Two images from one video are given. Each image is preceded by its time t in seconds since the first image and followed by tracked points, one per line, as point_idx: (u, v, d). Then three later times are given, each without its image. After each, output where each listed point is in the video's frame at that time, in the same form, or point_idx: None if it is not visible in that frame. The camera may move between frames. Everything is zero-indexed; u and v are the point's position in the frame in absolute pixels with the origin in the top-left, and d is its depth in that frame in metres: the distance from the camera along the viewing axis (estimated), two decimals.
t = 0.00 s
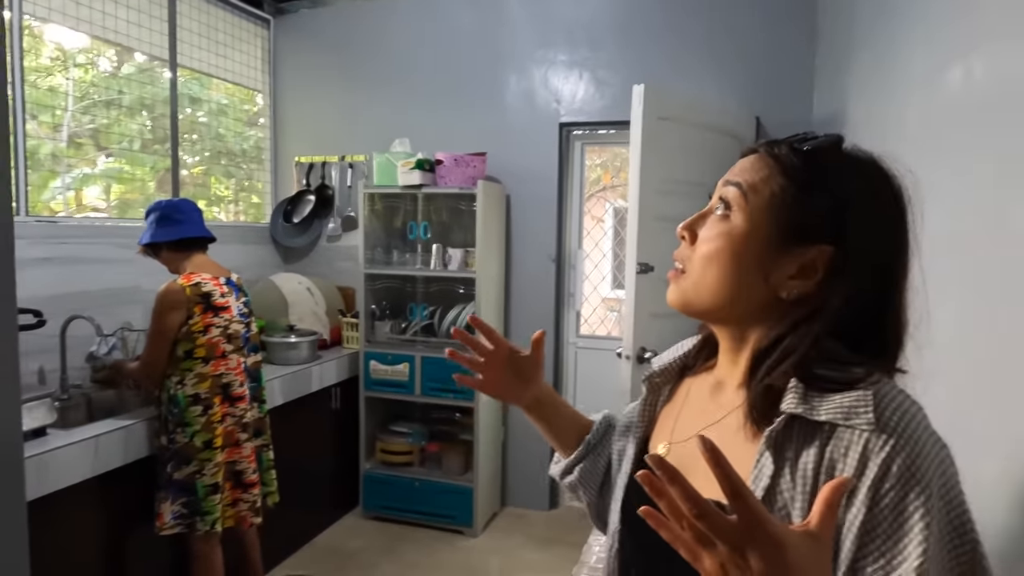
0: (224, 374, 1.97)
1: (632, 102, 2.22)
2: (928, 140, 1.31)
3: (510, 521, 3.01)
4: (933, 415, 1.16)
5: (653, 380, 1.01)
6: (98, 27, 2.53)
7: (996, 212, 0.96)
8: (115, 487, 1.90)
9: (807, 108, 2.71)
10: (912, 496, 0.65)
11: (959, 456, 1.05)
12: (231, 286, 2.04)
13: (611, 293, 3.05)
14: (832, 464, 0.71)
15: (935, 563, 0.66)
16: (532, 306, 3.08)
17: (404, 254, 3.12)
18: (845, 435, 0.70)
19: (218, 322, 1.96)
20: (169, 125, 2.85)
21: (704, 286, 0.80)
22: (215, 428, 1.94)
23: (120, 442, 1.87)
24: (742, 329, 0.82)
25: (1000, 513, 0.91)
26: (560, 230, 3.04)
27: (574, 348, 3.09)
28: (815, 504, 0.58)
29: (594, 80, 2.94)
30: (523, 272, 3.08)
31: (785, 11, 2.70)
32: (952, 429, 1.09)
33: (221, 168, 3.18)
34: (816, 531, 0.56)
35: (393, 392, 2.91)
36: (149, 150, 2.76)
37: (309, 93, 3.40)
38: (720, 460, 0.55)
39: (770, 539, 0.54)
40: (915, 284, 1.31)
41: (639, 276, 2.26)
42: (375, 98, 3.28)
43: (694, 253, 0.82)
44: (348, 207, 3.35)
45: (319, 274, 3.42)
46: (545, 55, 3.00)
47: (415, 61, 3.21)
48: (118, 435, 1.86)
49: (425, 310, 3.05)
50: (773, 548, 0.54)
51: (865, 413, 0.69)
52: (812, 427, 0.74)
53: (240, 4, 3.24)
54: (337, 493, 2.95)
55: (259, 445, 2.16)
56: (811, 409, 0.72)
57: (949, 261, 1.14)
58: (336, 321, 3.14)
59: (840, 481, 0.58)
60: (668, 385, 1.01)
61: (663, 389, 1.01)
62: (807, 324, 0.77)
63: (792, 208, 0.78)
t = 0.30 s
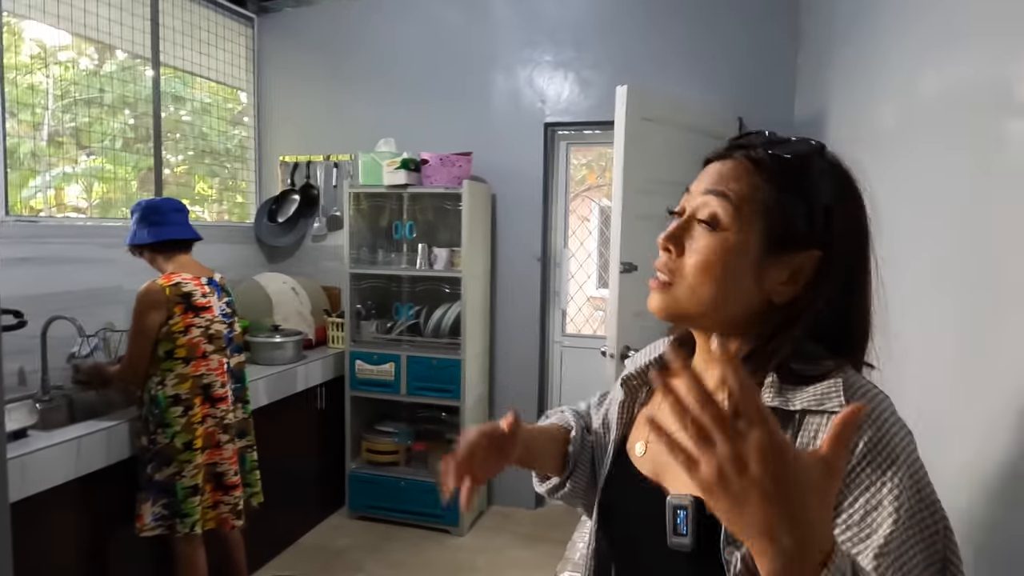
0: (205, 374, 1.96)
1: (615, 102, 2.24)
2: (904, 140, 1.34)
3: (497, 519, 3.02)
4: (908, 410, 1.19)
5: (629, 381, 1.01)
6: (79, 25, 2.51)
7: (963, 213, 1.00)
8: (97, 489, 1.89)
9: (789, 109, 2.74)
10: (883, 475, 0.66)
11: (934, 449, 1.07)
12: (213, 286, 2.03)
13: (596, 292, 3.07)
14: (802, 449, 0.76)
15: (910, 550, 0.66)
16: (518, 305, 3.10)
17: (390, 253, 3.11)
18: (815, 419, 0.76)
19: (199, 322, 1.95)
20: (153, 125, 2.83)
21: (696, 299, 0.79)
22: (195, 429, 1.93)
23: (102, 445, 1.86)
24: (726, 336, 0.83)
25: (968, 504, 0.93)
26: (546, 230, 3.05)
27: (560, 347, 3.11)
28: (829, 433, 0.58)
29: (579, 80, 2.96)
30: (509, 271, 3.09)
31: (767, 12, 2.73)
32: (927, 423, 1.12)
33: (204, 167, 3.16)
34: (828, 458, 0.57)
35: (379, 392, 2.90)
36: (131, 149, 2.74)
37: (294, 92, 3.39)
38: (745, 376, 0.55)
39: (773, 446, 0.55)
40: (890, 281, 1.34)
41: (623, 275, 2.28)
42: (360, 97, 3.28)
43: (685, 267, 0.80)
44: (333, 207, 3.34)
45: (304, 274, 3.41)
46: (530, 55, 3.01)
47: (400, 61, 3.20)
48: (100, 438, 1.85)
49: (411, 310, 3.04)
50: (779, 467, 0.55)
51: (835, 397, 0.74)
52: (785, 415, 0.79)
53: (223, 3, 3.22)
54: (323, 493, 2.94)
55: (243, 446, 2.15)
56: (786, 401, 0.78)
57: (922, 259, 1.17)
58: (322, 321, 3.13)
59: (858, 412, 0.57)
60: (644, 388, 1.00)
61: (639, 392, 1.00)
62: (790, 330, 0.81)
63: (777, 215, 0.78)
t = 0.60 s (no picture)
0: (185, 378, 1.93)
1: (603, 102, 2.24)
2: (890, 138, 1.33)
3: (486, 521, 3.00)
4: (897, 408, 1.18)
5: (626, 379, 0.98)
6: (61, 25, 2.47)
7: (950, 209, 0.99)
8: (78, 493, 1.86)
9: (777, 109, 2.74)
10: (884, 466, 0.66)
11: (922, 449, 1.07)
12: (194, 287, 2.00)
13: (585, 293, 3.06)
14: (801, 448, 0.72)
15: (917, 541, 0.64)
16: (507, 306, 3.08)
17: (378, 254, 3.09)
18: (812, 416, 0.73)
19: (179, 324, 1.92)
20: (137, 125, 2.80)
21: (729, 315, 0.76)
22: (175, 433, 1.90)
23: (84, 448, 1.83)
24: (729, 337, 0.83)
25: (957, 503, 0.93)
26: (535, 230, 3.04)
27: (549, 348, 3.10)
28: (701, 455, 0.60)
29: (567, 80, 2.95)
30: (498, 272, 3.08)
31: (754, 13, 2.74)
32: (914, 422, 1.11)
33: (191, 167, 3.12)
34: (707, 487, 0.57)
35: (366, 394, 2.88)
36: (116, 150, 2.70)
37: (280, 92, 3.36)
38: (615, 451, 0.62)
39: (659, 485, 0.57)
40: (877, 280, 1.34)
41: (611, 276, 2.27)
42: (347, 97, 3.26)
43: (701, 290, 0.75)
44: (321, 207, 3.32)
45: (292, 275, 3.38)
46: (518, 55, 3.00)
47: (387, 61, 3.18)
48: (81, 441, 1.82)
49: (399, 311, 3.01)
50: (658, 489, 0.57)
51: (834, 392, 0.72)
52: (782, 413, 0.77)
53: (208, 2, 3.19)
54: (310, 496, 2.92)
55: (226, 450, 2.12)
56: (782, 396, 0.76)
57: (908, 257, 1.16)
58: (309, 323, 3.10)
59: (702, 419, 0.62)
60: (637, 387, 0.97)
61: (635, 390, 0.97)
62: (780, 318, 0.84)
63: (752, 210, 0.81)
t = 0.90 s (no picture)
0: (170, 382, 1.92)
1: (593, 105, 2.25)
2: (875, 141, 1.35)
3: (478, 524, 3.00)
4: (883, 409, 1.19)
5: (597, 394, 0.99)
6: (48, 27, 2.45)
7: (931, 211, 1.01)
8: (65, 498, 1.84)
9: (765, 112, 2.76)
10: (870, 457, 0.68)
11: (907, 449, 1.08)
12: (181, 291, 1.99)
13: (577, 294, 3.06)
14: (793, 447, 0.74)
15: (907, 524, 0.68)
16: (497, 308, 3.09)
17: (368, 257, 3.09)
18: (801, 415, 0.74)
19: (164, 329, 1.92)
20: (125, 128, 2.78)
21: (726, 313, 0.78)
22: (159, 438, 1.90)
23: (71, 453, 1.82)
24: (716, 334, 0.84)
25: (942, 502, 0.94)
26: (525, 232, 3.05)
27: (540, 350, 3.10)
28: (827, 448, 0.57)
29: (557, 83, 2.96)
30: (488, 274, 3.08)
31: (741, 16, 2.75)
32: (899, 423, 1.13)
33: (180, 170, 3.11)
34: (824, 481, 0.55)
35: (357, 396, 2.88)
36: (103, 153, 2.69)
37: (270, 95, 3.35)
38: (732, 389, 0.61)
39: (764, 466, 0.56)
40: (863, 283, 1.35)
41: (601, 278, 2.28)
42: (336, 100, 3.25)
43: (707, 290, 0.76)
44: (310, 210, 3.31)
45: (282, 278, 3.37)
46: (508, 58, 3.01)
47: (377, 63, 3.18)
48: (68, 446, 1.81)
49: (389, 314, 3.02)
50: (771, 473, 0.56)
51: (816, 389, 0.74)
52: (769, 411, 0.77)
53: (197, 4, 3.18)
54: (301, 500, 2.90)
55: (213, 455, 2.11)
56: (765, 394, 0.77)
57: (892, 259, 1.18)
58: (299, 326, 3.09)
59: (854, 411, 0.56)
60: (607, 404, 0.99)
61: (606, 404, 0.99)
62: (759, 315, 0.86)
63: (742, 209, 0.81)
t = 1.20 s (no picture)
0: (165, 387, 1.93)
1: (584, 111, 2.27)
2: (859, 151, 1.37)
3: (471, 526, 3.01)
4: (866, 412, 1.22)
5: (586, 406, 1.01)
6: (40, 31, 2.46)
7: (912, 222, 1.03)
8: (59, 503, 1.85)
9: (754, 118, 2.79)
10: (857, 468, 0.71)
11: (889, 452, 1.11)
12: (173, 296, 2.01)
13: (570, 296, 3.10)
14: (782, 453, 0.76)
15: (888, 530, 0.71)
16: (490, 311, 3.11)
17: (361, 261, 3.10)
18: (788, 422, 0.76)
19: (157, 334, 1.93)
20: (118, 131, 2.79)
21: (715, 330, 0.81)
22: (155, 443, 1.91)
23: (65, 458, 1.82)
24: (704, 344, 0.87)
25: (921, 503, 0.96)
26: (518, 236, 3.07)
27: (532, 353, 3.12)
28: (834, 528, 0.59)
29: (548, 88, 2.99)
30: (481, 278, 3.11)
31: (731, 23, 2.79)
32: (881, 427, 1.15)
33: (173, 173, 3.12)
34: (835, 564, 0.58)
35: (350, 400, 2.89)
36: (96, 156, 2.70)
37: (263, 99, 3.36)
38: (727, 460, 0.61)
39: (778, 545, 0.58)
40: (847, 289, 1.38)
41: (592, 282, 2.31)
42: (329, 105, 3.27)
43: (701, 313, 0.79)
44: (304, 214, 3.32)
45: (274, 281, 3.38)
46: (500, 64, 3.03)
47: (370, 68, 3.20)
48: (63, 451, 1.81)
49: (382, 318, 3.02)
50: (780, 565, 0.57)
51: (801, 397, 0.76)
52: (756, 417, 0.80)
53: (190, 9, 3.19)
54: (294, 503, 2.91)
55: (208, 459, 2.13)
56: (751, 401, 0.79)
57: (874, 268, 1.20)
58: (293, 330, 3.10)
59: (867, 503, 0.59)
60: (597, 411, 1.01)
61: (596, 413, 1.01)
62: (743, 323, 0.88)
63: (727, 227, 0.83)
